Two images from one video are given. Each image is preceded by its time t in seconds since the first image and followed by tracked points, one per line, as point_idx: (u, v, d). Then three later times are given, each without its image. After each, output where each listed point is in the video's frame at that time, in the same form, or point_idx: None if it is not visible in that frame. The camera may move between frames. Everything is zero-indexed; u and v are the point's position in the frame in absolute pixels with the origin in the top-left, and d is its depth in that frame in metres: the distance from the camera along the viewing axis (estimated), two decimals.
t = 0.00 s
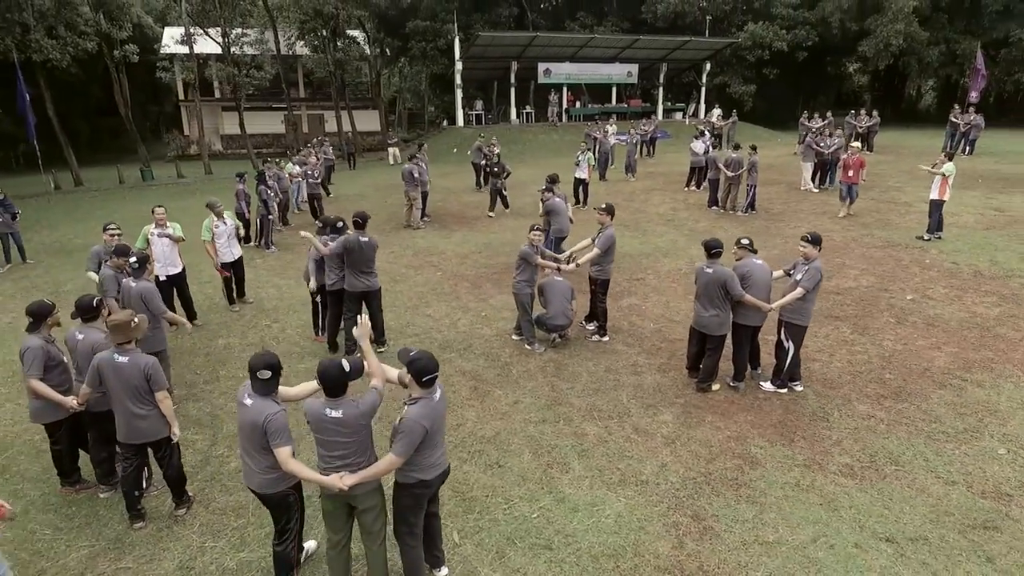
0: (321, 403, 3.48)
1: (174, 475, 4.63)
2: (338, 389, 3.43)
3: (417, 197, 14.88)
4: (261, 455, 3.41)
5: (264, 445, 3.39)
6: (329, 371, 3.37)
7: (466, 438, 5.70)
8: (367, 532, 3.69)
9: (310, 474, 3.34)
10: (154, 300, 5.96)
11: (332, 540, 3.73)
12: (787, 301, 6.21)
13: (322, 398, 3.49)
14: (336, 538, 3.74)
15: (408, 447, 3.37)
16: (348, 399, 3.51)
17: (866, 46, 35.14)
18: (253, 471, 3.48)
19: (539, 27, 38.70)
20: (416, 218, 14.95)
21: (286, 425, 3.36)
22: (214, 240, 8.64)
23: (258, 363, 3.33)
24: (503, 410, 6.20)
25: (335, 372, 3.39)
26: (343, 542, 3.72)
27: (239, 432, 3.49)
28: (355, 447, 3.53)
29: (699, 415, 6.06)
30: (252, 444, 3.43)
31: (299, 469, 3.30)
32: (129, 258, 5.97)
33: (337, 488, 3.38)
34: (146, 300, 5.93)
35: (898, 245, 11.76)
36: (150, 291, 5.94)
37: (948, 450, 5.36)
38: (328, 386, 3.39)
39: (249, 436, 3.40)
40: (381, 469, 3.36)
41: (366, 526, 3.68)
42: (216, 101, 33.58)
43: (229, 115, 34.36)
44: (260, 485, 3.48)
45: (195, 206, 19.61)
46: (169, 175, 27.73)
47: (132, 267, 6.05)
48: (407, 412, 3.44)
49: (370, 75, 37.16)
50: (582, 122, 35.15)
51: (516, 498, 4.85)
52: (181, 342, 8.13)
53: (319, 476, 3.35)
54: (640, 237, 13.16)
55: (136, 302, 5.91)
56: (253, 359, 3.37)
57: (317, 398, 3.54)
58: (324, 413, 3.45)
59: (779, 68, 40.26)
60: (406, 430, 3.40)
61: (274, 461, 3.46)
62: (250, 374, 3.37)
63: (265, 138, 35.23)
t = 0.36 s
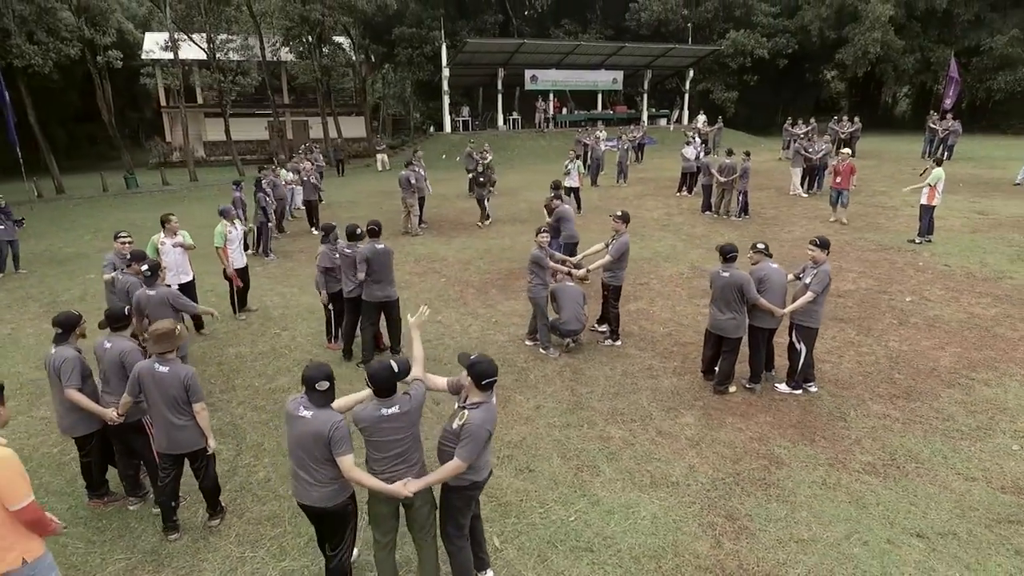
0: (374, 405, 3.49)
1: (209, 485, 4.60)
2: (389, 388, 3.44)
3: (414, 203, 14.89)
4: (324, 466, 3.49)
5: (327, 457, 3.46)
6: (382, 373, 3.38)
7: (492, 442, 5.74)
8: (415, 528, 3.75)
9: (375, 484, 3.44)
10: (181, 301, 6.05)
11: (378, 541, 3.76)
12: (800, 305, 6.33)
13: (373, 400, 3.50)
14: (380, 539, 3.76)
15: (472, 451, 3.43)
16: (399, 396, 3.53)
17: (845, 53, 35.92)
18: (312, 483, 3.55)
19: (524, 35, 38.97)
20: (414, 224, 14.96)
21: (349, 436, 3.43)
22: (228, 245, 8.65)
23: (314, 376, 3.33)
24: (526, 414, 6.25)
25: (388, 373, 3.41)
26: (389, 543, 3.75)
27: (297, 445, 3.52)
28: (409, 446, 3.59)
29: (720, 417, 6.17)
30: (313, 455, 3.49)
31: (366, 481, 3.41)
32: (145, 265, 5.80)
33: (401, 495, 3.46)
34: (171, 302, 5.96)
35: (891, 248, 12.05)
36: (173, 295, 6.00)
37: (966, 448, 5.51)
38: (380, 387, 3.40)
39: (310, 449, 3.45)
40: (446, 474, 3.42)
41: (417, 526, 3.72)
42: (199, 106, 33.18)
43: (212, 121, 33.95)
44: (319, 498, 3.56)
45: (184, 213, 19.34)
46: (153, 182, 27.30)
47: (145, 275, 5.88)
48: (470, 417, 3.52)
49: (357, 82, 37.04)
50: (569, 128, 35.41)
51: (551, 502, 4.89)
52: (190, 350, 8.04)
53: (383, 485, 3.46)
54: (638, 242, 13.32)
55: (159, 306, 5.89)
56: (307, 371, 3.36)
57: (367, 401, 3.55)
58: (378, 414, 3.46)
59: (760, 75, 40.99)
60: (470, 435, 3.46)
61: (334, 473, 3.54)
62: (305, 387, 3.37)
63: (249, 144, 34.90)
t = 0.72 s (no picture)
0: (413, 408, 3.52)
1: (238, 495, 4.60)
2: (428, 390, 3.47)
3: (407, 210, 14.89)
4: (370, 476, 3.55)
5: (373, 466, 3.51)
6: (423, 374, 3.41)
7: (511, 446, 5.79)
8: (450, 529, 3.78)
9: (419, 493, 3.48)
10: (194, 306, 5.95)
11: (415, 545, 3.77)
12: (802, 309, 6.43)
13: (413, 402, 3.54)
14: (418, 543, 3.77)
15: (512, 458, 3.44)
16: (438, 397, 3.57)
17: (820, 61, 36.71)
18: (357, 492, 3.59)
19: (506, 42, 39.17)
20: (407, 230, 14.97)
21: (396, 445, 3.48)
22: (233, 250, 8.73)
23: (360, 384, 3.37)
24: (541, 418, 6.31)
25: (427, 375, 3.44)
26: (426, 547, 3.75)
27: (342, 454, 3.57)
28: (449, 449, 3.61)
29: (730, 418, 6.30)
30: (360, 465, 3.54)
31: (411, 489, 3.46)
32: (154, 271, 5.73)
33: (447, 505, 3.50)
34: (185, 307, 5.89)
35: (878, 251, 12.37)
36: (187, 299, 5.91)
37: (969, 443, 5.71)
38: (420, 390, 3.43)
39: (355, 458, 3.49)
40: (487, 483, 3.44)
41: (457, 531, 3.76)
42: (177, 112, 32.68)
43: (191, 127, 33.46)
44: (365, 506, 3.60)
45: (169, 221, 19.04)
46: (132, 190, 26.78)
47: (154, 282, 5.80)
48: (507, 424, 3.52)
49: (339, 88, 36.84)
50: (552, 134, 35.64)
51: (576, 504, 4.96)
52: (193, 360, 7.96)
53: (425, 495, 3.49)
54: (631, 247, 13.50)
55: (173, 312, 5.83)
56: (353, 380, 3.40)
57: (407, 404, 3.57)
58: (418, 415, 3.48)
59: (738, 82, 41.70)
60: (508, 441, 3.47)
61: (379, 481, 3.58)
62: (352, 395, 3.42)
63: (229, 151, 34.45)
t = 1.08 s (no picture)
0: (457, 411, 3.54)
1: (265, 502, 4.58)
2: (471, 393, 3.49)
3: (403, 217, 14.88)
4: (409, 480, 3.54)
5: (414, 469, 3.50)
6: (468, 376, 3.42)
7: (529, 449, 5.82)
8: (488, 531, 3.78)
9: (457, 499, 3.47)
10: (215, 315, 5.91)
11: (454, 549, 3.72)
12: (807, 310, 6.54)
13: (457, 405, 3.55)
14: (456, 548, 3.72)
15: (546, 461, 3.44)
16: (480, 401, 3.59)
17: (800, 68, 37.40)
18: (397, 494, 3.58)
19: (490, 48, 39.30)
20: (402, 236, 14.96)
21: (438, 449, 3.48)
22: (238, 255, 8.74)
23: (408, 388, 3.41)
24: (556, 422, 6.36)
25: (472, 378, 3.46)
26: (466, 552, 3.71)
27: (383, 456, 3.58)
28: (491, 453, 3.62)
29: (742, 418, 6.41)
30: (400, 468, 3.53)
31: (449, 495, 3.45)
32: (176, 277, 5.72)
33: (483, 514, 3.47)
34: (205, 315, 5.85)
35: (868, 254, 12.64)
36: (207, 307, 5.87)
37: (975, 439, 5.88)
38: (463, 392, 3.44)
39: (397, 460, 3.49)
40: (523, 486, 3.43)
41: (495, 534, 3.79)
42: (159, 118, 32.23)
43: (174, 133, 33.03)
44: (404, 509, 3.59)
45: (155, 228, 18.75)
46: (115, 198, 26.31)
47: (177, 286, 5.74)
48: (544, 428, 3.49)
49: (323, 94, 36.66)
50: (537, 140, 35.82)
51: (602, 507, 5.01)
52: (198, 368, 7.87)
53: (462, 501, 3.47)
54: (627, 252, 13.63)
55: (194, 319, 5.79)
56: (401, 383, 3.44)
57: (451, 408, 3.60)
58: (462, 419, 3.50)
59: (719, 88, 42.31)
60: (541, 443, 3.45)
61: (419, 485, 3.57)
62: (399, 398, 3.46)
63: (212, 157, 34.04)
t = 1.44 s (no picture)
0: (513, 414, 3.67)
1: (296, 509, 4.56)
2: (527, 397, 3.63)
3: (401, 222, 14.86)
4: (454, 483, 3.60)
5: (460, 473, 3.57)
6: (522, 380, 3.55)
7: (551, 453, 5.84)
8: (533, 534, 3.88)
9: (503, 502, 3.54)
10: (249, 317, 6.31)
11: (499, 551, 3.85)
12: (820, 309, 6.67)
13: (511, 410, 3.69)
14: (502, 550, 3.86)
15: (594, 465, 3.50)
16: (534, 406, 3.72)
17: (785, 74, 38.00)
18: (442, 497, 3.63)
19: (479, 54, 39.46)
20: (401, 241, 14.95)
21: (484, 453, 3.55)
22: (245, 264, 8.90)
23: (456, 391, 3.51)
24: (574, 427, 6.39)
25: (527, 382, 3.59)
26: (511, 555, 3.85)
27: (428, 459, 3.65)
28: (543, 457, 3.72)
29: (757, 420, 6.49)
30: (446, 471, 3.59)
31: (495, 498, 3.51)
32: (217, 278, 6.07)
33: (530, 516, 3.54)
34: (242, 318, 6.24)
35: (863, 257, 12.85)
36: (243, 311, 6.26)
37: (986, 439, 5.99)
38: (519, 396, 3.58)
39: (445, 463, 3.56)
40: (570, 490, 3.50)
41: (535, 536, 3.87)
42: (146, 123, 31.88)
43: (161, 139, 32.71)
44: (449, 513, 3.63)
45: (148, 234, 18.56)
46: (101, 204, 25.96)
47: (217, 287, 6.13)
48: (591, 432, 3.58)
49: (313, 100, 36.56)
50: (528, 145, 35.96)
51: (628, 509, 5.05)
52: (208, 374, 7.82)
53: (509, 504, 3.55)
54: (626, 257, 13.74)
55: (230, 319, 6.14)
56: (449, 386, 3.55)
57: (505, 412, 3.72)
58: (519, 422, 3.63)
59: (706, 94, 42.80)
60: (590, 448, 3.53)
61: (464, 488, 3.62)
62: (447, 401, 3.56)
63: (199, 163, 33.73)
